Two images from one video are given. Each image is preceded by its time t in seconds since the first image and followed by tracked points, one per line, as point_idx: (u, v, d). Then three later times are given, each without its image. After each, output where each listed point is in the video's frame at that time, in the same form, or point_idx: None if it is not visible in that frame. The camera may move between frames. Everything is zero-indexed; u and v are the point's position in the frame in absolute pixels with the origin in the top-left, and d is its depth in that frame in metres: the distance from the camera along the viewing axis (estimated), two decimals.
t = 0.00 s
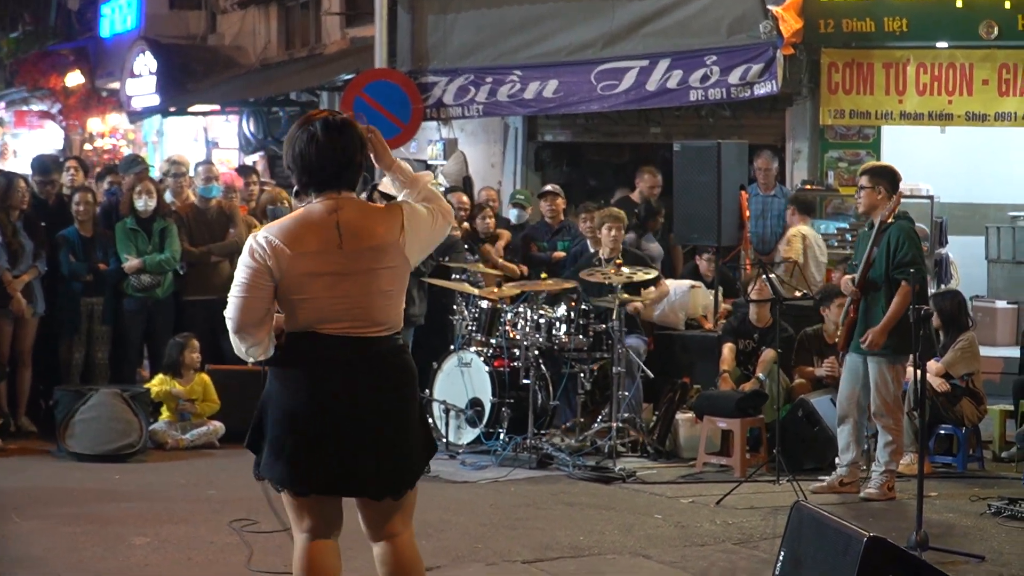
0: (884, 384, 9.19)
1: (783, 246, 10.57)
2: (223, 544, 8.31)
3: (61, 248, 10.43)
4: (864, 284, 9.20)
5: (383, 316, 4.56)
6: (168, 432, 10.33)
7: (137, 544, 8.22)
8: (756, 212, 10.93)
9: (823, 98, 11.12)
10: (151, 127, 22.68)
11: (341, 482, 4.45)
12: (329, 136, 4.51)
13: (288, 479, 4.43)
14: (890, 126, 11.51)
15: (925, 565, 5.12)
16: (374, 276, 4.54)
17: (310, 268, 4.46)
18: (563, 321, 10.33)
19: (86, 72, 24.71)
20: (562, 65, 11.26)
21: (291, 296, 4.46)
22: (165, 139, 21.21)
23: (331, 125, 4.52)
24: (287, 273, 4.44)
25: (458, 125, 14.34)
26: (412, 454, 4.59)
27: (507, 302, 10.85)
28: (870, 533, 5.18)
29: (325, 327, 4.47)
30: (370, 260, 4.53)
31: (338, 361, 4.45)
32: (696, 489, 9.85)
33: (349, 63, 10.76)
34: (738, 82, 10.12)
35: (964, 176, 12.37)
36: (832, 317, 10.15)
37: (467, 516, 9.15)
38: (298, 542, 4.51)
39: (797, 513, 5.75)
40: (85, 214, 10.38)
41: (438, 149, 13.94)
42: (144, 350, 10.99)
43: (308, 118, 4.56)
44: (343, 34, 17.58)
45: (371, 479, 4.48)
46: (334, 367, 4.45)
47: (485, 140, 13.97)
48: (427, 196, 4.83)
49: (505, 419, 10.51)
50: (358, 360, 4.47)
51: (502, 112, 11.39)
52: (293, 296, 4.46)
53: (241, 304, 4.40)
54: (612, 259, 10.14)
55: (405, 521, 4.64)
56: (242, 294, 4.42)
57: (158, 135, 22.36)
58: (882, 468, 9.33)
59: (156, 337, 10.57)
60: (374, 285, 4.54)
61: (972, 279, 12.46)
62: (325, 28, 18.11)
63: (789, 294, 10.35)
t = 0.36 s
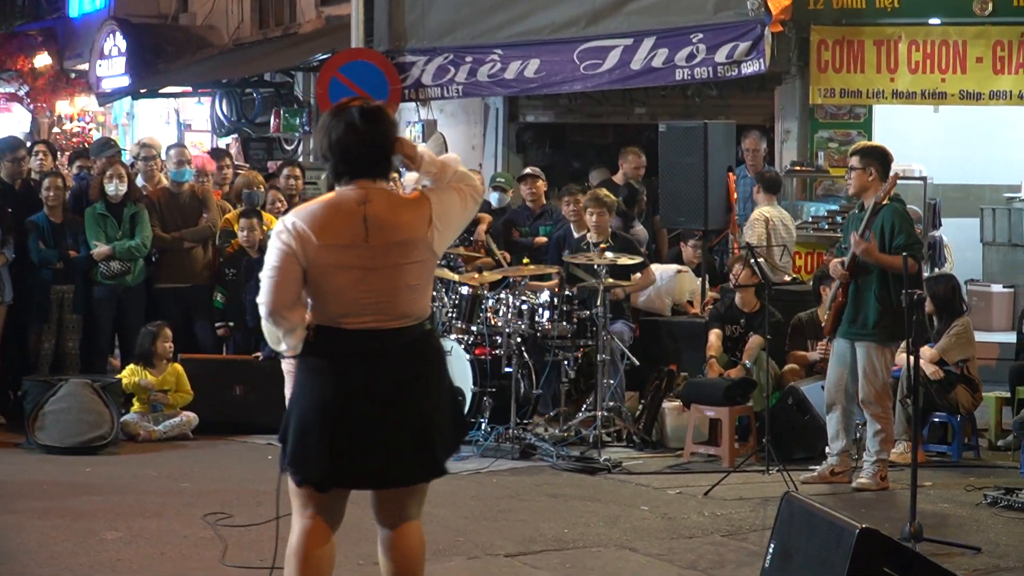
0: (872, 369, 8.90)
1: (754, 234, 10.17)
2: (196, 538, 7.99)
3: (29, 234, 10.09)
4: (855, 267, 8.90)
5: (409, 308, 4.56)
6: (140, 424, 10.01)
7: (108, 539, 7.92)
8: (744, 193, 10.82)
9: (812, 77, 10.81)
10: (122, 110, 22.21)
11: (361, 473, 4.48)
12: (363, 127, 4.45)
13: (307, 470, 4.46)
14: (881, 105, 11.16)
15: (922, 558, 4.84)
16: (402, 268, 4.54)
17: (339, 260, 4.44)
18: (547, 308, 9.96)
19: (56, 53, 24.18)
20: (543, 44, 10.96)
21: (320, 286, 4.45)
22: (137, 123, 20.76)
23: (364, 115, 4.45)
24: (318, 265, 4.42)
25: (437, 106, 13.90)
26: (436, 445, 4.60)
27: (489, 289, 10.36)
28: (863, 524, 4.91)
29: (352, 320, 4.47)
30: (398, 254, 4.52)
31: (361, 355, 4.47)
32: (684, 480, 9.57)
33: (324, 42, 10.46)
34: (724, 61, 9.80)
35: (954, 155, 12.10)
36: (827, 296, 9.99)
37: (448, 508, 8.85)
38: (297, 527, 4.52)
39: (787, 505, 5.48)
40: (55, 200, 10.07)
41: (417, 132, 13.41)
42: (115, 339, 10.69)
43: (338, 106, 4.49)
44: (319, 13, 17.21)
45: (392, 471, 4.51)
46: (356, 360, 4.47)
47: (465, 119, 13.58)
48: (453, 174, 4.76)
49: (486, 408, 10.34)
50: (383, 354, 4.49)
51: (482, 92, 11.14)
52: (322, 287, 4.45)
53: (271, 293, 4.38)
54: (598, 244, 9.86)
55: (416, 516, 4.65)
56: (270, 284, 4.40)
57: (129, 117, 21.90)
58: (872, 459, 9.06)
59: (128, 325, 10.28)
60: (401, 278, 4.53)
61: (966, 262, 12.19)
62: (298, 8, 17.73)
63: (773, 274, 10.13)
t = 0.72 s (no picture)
0: (871, 363, 8.60)
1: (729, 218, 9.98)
2: (174, 534, 7.68)
3: (3, 220, 9.77)
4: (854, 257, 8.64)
5: (432, 297, 4.40)
6: (116, 416, 9.69)
7: (82, 534, 7.61)
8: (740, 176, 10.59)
9: (809, 59, 10.54)
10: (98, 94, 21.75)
11: (360, 466, 4.26)
12: (389, 108, 4.35)
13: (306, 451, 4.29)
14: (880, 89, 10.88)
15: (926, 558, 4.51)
16: (429, 254, 4.40)
17: (368, 239, 4.30)
18: (535, 297, 9.60)
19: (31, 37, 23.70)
20: (532, 25, 10.50)
21: (349, 268, 4.29)
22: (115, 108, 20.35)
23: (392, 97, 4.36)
24: (349, 242, 4.27)
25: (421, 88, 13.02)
26: (443, 443, 4.38)
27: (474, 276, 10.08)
28: (859, 521, 4.56)
29: (375, 302, 4.30)
30: (428, 239, 4.40)
31: (374, 340, 4.29)
32: (676, 475, 9.27)
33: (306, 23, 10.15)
34: (720, 43, 9.54)
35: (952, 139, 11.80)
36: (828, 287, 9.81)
37: (433, 504, 8.55)
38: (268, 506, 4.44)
39: (782, 502, 5.15)
40: (30, 185, 9.79)
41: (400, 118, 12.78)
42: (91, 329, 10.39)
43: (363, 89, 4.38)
44: None
45: (393, 464, 4.29)
46: (367, 346, 4.28)
47: (451, 104, 12.68)
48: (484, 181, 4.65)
49: (472, 401, 9.96)
50: (398, 340, 4.31)
51: (471, 76, 10.69)
52: (350, 267, 4.29)
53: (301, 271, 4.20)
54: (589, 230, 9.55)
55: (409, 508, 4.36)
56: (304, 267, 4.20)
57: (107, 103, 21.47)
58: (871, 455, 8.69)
59: (103, 314, 9.96)
60: (426, 265, 4.39)
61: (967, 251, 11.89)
62: None
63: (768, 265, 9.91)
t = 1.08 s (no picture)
0: (880, 361, 8.30)
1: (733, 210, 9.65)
2: (165, 536, 7.38)
3: None
4: (858, 252, 8.36)
5: (438, 293, 4.45)
6: (106, 414, 9.39)
7: (71, 536, 7.33)
8: (748, 169, 10.06)
9: (818, 47, 10.21)
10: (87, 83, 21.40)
11: (358, 455, 4.30)
12: (404, 98, 4.38)
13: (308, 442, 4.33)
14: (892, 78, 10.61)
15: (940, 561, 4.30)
16: (440, 250, 4.45)
17: (384, 232, 4.33)
18: (536, 292, 9.34)
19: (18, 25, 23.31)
20: (532, 11, 10.19)
21: (359, 257, 4.32)
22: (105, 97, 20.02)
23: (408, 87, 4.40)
24: (366, 232, 4.31)
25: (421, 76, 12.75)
26: (441, 439, 4.41)
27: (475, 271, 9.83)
28: (872, 523, 4.37)
29: (387, 294, 4.34)
30: (439, 234, 4.44)
31: (378, 335, 4.31)
32: (682, 476, 8.99)
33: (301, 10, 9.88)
34: (726, 30, 9.24)
35: (962, 130, 11.48)
36: (836, 282, 9.53)
37: (431, 505, 8.25)
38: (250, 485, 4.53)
39: (792, 502, 4.93)
40: (17, 176, 9.54)
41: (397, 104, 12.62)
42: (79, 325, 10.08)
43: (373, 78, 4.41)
44: None
45: (394, 459, 4.33)
46: (371, 339, 4.31)
47: (450, 92, 12.54)
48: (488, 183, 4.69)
49: (472, 399, 9.70)
50: (404, 336, 4.34)
51: (469, 63, 10.41)
52: (363, 258, 4.32)
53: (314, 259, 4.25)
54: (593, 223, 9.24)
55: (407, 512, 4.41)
56: (309, 253, 4.26)
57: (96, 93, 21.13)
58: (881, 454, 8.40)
59: (92, 310, 9.70)
60: (432, 261, 4.43)
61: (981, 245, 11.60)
62: None
63: (778, 260, 9.42)
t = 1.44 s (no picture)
0: (901, 367, 7.90)
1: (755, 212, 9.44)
2: (170, 548, 7.09)
3: None
4: (877, 252, 7.96)
5: (440, 294, 4.07)
6: (110, 422, 9.09)
7: (74, 549, 7.04)
8: (770, 171, 9.66)
9: (843, 44, 9.97)
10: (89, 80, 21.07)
11: (356, 465, 3.91)
12: (396, 105, 3.96)
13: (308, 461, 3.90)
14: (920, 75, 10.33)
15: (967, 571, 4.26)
16: (440, 252, 4.06)
17: (384, 233, 3.94)
18: (553, 297, 9.04)
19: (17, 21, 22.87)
20: (549, 7, 9.94)
21: (360, 259, 3.92)
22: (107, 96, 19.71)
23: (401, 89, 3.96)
24: (365, 231, 3.91)
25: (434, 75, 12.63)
26: (446, 448, 4.03)
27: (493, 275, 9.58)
28: (898, 534, 4.33)
29: (388, 301, 3.94)
30: (440, 235, 4.05)
31: (379, 338, 3.91)
32: (703, 486, 8.70)
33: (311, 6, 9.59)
34: (748, 27, 8.96)
35: (990, 130, 11.21)
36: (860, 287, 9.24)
37: (445, 516, 7.97)
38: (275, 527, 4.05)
39: (815, 514, 4.88)
40: (18, 178, 9.22)
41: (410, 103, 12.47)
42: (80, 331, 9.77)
43: (365, 79, 3.98)
44: None
45: (398, 471, 3.95)
46: (372, 342, 3.90)
47: (464, 90, 12.39)
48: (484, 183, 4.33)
49: (487, 407, 9.40)
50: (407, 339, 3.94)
51: (483, 61, 10.14)
52: (361, 260, 3.93)
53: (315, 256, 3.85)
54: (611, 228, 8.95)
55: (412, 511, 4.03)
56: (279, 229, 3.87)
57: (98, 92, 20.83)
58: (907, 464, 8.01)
59: (96, 315, 9.40)
60: (436, 260, 4.05)
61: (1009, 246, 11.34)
62: None
63: (803, 265, 9.20)
